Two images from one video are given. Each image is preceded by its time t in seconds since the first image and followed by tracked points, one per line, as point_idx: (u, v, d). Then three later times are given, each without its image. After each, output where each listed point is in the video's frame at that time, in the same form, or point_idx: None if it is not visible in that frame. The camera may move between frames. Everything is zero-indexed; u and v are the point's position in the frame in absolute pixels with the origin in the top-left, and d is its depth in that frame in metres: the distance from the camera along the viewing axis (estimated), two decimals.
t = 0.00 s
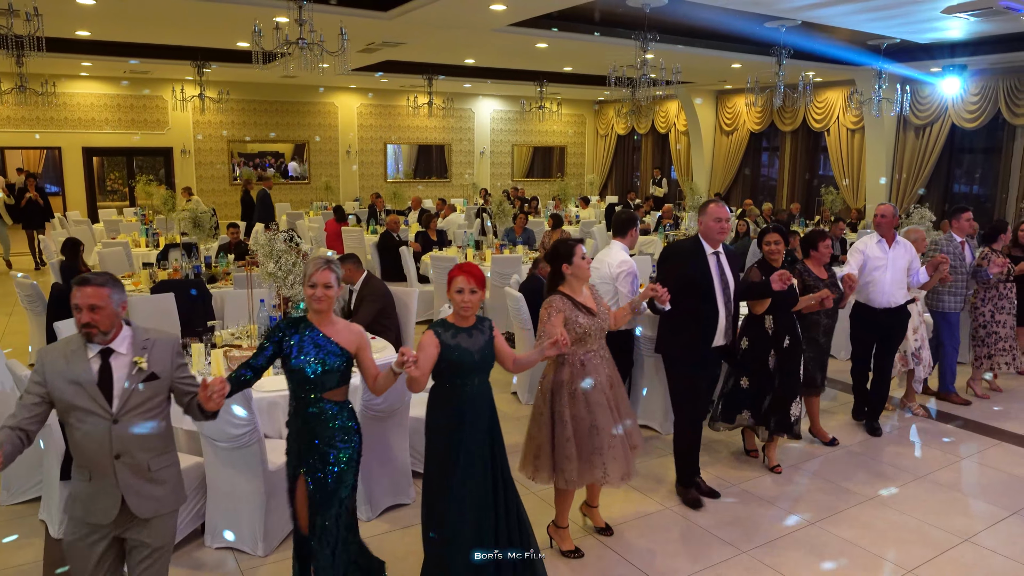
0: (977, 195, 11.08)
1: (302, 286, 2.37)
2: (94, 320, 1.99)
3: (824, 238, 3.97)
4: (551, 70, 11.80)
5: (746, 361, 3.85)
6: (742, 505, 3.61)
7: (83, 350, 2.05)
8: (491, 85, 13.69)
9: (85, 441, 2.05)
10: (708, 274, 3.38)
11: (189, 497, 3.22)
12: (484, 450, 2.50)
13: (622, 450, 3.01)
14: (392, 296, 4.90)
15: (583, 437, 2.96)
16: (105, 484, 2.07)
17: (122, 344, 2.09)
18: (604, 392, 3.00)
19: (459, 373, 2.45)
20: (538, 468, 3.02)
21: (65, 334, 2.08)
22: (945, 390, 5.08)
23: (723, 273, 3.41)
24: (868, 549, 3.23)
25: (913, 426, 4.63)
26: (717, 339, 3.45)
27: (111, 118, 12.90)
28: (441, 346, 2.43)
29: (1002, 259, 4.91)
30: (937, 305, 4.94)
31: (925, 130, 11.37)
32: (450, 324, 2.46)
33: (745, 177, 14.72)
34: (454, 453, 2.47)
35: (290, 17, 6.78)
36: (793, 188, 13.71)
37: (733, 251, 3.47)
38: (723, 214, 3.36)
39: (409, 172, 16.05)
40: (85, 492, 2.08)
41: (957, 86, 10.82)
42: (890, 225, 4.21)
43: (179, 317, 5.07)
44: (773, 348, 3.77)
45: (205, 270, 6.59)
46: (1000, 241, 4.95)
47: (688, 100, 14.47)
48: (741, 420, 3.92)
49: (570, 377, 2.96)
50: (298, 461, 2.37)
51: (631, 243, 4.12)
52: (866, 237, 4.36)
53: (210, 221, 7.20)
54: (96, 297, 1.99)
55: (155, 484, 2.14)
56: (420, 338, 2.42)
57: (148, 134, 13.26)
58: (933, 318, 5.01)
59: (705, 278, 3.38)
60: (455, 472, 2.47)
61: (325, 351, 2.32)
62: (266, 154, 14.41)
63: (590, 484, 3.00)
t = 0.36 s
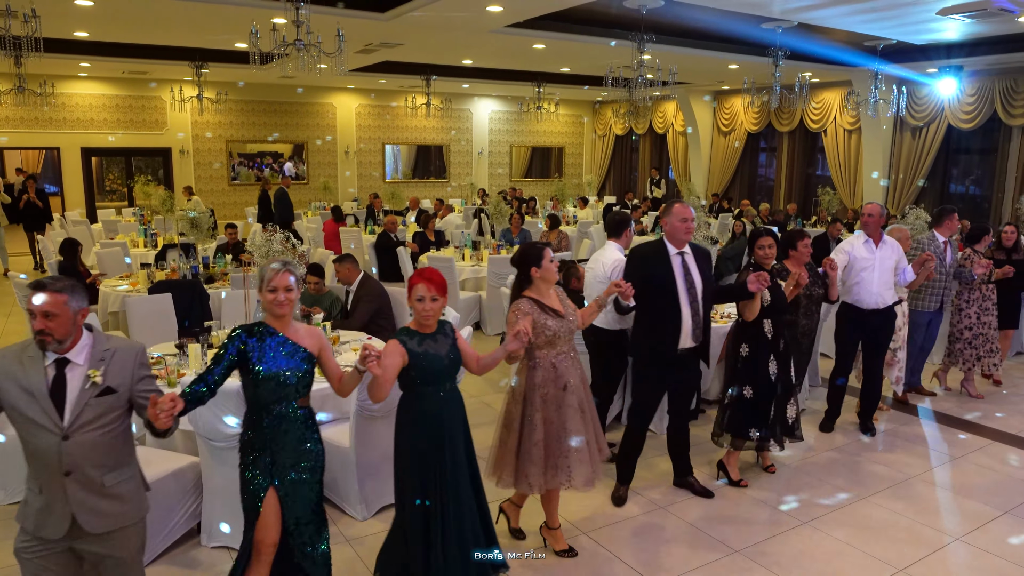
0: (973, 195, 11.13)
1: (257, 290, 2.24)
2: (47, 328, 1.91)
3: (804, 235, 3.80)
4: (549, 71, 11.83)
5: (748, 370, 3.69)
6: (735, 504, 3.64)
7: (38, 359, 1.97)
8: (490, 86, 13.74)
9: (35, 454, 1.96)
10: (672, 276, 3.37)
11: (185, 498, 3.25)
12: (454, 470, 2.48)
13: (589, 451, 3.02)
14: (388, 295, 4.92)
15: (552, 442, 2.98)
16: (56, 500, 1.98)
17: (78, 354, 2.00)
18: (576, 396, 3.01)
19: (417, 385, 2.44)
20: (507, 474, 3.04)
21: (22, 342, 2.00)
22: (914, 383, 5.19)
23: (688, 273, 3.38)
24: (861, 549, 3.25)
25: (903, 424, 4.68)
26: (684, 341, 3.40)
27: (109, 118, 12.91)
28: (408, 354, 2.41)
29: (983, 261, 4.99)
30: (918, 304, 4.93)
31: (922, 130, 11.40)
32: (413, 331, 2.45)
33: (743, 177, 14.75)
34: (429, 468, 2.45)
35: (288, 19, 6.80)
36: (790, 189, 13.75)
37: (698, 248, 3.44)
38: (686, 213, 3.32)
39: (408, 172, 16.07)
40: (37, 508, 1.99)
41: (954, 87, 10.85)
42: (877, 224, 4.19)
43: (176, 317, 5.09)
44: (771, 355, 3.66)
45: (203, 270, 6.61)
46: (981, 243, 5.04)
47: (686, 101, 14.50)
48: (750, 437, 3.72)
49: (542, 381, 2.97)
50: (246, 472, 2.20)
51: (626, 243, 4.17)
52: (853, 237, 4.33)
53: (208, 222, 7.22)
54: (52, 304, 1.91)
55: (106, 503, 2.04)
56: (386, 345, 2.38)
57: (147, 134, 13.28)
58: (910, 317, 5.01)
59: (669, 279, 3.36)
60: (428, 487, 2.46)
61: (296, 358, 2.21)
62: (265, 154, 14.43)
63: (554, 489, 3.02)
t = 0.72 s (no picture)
0: (969, 195, 11.17)
1: (201, 307, 2.17)
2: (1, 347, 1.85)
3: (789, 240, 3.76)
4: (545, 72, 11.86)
5: (726, 376, 3.63)
6: (728, 505, 3.65)
7: None
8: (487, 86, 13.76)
9: None
10: (631, 279, 3.34)
11: (181, 497, 3.25)
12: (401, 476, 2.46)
13: (538, 454, 3.02)
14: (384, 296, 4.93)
15: (496, 440, 2.98)
16: None
17: (29, 377, 1.92)
18: (525, 397, 3.00)
19: (381, 391, 2.44)
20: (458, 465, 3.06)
21: None
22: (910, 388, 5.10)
23: (649, 278, 3.34)
24: (852, 548, 3.27)
25: (896, 425, 4.70)
26: (639, 347, 3.35)
27: (107, 118, 12.93)
28: (361, 362, 2.41)
29: (965, 264, 5.03)
30: (904, 310, 4.85)
31: (917, 131, 11.44)
32: (370, 339, 2.45)
33: (740, 178, 14.78)
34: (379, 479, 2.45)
35: (284, 20, 6.82)
36: (786, 189, 13.79)
37: (661, 251, 3.40)
38: (650, 218, 3.28)
39: (406, 173, 16.09)
40: None
41: (949, 88, 10.89)
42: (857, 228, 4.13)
43: (172, 318, 5.09)
44: (751, 360, 3.60)
45: (199, 271, 6.62)
46: (969, 245, 5.07)
47: (683, 102, 14.53)
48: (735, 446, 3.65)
49: (491, 380, 2.98)
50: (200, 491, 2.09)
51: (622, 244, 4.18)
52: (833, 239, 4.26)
53: (205, 222, 7.22)
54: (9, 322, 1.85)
55: (35, 539, 1.95)
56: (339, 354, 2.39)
57: (145, 135, 13.29)
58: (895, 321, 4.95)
59: (627, 283, 3.34)
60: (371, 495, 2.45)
61: (250, 377, 2.15)
62: (263, 154, 14.45)
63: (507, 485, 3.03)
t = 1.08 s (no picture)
0: (963, 196, 11.22)
1: (141, 311, 2.18)
2: None
3: (777, 243, 3.74)
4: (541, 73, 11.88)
5: (695, 377, 3.58)
6: (719, 505, 3.68)
7: None
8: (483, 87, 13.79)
9: None
10: (612, 283, 3.28)
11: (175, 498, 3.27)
12: (372, 471, 2.47)
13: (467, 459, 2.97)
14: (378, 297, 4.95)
15: (437, 434, 3.03)
16: None
17: None
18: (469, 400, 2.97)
19: (330, 395, 2.42)
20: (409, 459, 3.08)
21: None
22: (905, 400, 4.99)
23: (628, 280, 3.28)
24: (843, 548, 3.29)
25: (887, 426, 4.73)
26: (622, 350, 3.28)
27: (103, 119, 12.93)
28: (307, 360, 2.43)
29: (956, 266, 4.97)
30: (904, 314, 4.76)
31: (912, 131, 11.47)
32: (320, 338, 2.45)
33: (736, 178, 14.81)
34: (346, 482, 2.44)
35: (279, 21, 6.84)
36: (781, 190, 13.83)
37: (641, 252, 3.35)
38: (632, 219, 3.25)
39: (402, 174, 16.10)
40: None
41: (943, 88, 10.93)
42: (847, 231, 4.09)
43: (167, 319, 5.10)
44: (723, 360, 3.56)
45: (195, 271, 6.63)
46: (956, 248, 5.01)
47: (679, 102, 14.56)
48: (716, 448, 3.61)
49: (441, 378, 3.00)
50: (158, 495, 2.16)
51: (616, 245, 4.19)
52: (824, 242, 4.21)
53: (201, 224, 7.24)
54: None
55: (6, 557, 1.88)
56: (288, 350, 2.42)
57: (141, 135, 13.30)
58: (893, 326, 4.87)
59: (609, 287, 3.28)
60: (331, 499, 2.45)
61: (188, 375, 2.19)
62: (260, 155, 14.45)
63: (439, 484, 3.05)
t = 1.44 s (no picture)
0: (956, 196, 11.29)
1: (94, 313, 2.16)
2: None
3: (761, 246, 3.70)
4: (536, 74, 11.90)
5: (663, 380, 3.56)
6: (710, 504, 3.71)
7: None
8: (478, 87, 13.81)
9: None
10: (588, 287, 3.22)
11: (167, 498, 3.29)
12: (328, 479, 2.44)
13: (409, 470, 2.91)
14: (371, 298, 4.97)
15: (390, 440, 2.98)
16: None
17: None
18: (421, 409, 2.89)
19: (283, 402, 2.41)
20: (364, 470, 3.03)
21: None
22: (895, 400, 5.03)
23: (604, 284, 3.24)
24: (831, 546, 3.33)
25: (878, 427, 4.77)
26: (599, 356, 3.24)
27: (97, 120, 12.92)
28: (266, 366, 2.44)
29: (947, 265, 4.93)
30: (897, 317, 4.76)
31: (906, 132, 11.51)
32: (282, 346, 2.44)
33: (731, 179, 14.85)
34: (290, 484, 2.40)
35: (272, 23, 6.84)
36: (776, 191, 13.88)
37: (616, 256, 3.31)
38: (605, 222, 3.21)
39: (397, 175, 16.11)
40: None
41: (937, 89, 10.97)
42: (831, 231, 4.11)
43: (161, 319, 5.12)
44: (688, 363, 3.56)
45: (190, 272, 6.64)
46: (943, 249, 4.97)
47: (674, 103, 14.58)
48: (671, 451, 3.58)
49: (400, 388, 2.94)
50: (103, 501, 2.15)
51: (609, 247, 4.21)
52: (809, 243, 4.24)
53: (195, 225, 7.25)
54: None
55: None
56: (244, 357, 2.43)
57: (136, 136, 13.30)
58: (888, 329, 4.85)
59: (584, 292, 3.22)
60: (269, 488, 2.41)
61: (148, 379, 2.21)
62: (255, 155, 14.44)
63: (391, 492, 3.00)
